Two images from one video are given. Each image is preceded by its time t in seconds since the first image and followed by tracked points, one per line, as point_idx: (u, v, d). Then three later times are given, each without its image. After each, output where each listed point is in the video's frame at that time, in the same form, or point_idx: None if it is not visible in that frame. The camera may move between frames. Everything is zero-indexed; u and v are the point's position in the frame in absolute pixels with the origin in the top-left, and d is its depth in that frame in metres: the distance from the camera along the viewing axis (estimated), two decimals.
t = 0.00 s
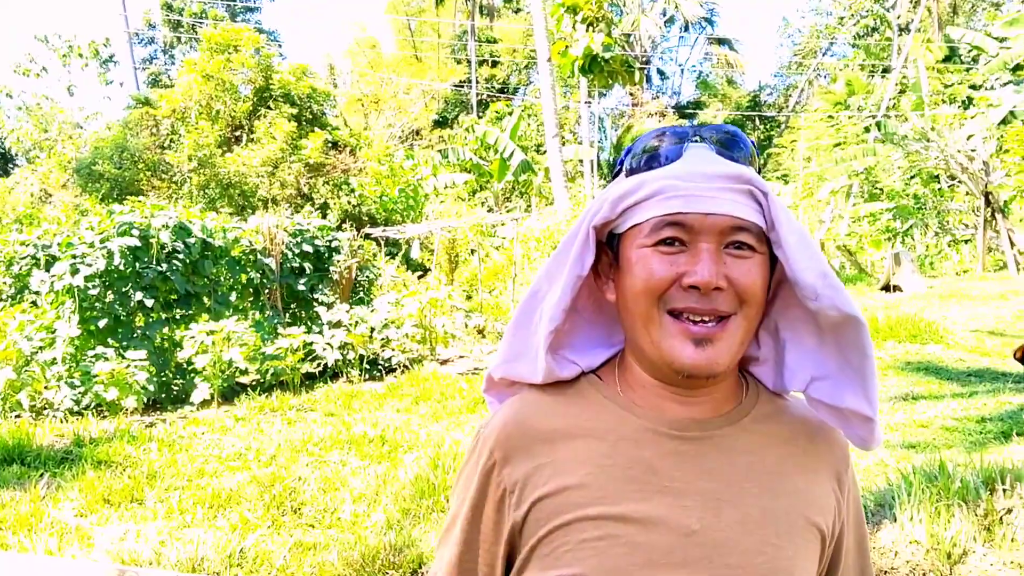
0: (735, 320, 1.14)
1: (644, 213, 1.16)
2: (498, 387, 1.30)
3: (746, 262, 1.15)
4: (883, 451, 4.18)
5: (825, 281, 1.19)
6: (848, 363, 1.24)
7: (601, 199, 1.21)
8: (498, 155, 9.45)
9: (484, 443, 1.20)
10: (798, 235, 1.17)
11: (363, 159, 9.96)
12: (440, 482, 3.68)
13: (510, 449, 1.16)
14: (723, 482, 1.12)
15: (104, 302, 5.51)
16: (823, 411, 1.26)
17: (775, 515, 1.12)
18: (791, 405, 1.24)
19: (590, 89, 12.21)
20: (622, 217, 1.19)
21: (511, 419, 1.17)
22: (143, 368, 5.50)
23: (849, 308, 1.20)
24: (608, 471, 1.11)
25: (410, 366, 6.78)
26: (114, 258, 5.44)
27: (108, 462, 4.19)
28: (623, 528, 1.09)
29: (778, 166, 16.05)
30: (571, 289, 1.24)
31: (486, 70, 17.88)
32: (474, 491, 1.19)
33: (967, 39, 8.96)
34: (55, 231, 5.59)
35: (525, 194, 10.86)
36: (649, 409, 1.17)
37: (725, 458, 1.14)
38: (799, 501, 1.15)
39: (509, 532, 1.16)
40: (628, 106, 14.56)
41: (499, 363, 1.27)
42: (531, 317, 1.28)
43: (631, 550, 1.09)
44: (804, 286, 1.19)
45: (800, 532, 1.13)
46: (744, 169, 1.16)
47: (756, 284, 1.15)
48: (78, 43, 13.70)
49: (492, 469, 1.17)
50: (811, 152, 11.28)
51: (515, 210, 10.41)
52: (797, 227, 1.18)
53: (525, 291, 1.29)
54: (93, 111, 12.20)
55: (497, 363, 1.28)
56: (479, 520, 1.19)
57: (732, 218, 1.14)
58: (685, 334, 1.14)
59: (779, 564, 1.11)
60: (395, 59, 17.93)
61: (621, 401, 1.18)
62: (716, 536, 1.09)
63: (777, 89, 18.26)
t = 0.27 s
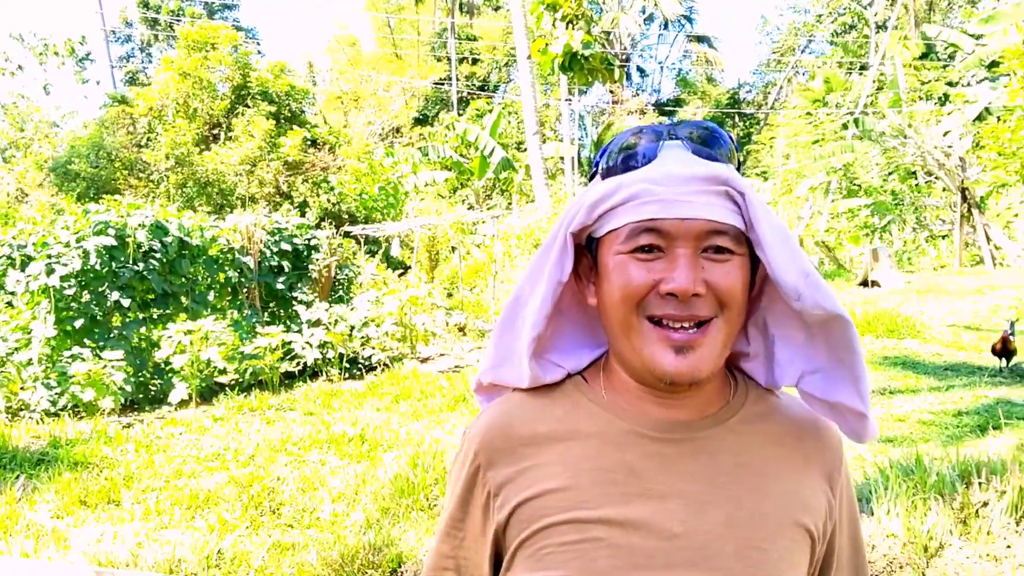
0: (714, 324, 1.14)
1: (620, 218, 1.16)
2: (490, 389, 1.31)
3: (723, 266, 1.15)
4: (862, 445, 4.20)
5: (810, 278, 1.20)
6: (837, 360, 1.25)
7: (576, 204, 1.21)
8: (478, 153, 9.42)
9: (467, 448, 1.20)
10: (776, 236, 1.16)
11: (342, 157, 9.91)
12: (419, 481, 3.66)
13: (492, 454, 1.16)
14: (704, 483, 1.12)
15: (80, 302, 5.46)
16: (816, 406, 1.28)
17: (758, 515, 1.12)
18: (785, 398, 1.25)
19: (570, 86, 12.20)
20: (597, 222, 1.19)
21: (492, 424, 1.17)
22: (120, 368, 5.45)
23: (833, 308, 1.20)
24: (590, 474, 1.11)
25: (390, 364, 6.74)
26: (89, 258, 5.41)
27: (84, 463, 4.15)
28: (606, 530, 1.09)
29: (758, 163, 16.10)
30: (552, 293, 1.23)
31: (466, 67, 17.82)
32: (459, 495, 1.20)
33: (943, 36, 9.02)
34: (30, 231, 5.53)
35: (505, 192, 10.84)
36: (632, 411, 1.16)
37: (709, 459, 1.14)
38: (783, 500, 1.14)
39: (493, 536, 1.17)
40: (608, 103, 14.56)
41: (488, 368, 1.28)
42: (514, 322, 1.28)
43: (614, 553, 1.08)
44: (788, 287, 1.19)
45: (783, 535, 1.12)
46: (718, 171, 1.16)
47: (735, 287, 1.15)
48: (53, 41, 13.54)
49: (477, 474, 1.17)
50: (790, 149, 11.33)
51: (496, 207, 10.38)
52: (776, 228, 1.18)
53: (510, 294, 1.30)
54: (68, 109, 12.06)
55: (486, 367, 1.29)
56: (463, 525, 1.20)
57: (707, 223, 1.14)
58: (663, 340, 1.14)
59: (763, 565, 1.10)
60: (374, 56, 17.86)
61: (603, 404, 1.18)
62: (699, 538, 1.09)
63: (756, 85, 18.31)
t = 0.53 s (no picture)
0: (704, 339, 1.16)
1: (618, 227, 1.16)
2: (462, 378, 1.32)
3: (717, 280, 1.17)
4: (841, 438, 4.23)
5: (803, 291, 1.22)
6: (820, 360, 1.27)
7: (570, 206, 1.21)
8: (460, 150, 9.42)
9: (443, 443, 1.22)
10: (775, 249, 1.18)
11: (324, 155, 9.88)
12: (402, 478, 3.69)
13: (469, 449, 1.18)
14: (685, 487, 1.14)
15: (60, 303, 5.44)
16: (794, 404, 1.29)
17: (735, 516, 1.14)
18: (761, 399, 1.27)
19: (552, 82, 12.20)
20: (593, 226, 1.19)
21: (470, 422, 1.19)
22: (101, 369, 5.43)
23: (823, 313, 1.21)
24: (570, 475, 1.13)
25: (374, 362, 6.73)
26: (69, 258, 5.39)
27: (66, 464, 4.14)
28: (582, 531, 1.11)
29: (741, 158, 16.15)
30: (537, 291, 1.24)
31: (449, 65, 17.76)
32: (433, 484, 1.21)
33: (920, 31, 9.11)
34: (10, 231, 5.49)
35: (489, 189, 10.84)
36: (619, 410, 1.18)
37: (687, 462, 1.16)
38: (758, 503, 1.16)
39: (467, 535, 1.19)
40: (590, 99, 14.56)
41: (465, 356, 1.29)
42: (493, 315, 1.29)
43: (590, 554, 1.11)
44: (787, 298, 1.21)
45: (764, 536, 1.15)
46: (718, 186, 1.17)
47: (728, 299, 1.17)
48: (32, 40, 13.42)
49: (452, 469, 1.19)
50: (771, 145, 11.37)
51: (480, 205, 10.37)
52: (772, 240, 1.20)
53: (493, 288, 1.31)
54: (48, 109, 11.96)
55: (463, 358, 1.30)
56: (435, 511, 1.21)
57: (708, 239, 1.15)
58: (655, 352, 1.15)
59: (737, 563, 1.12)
60: (357, 54, 17.81)
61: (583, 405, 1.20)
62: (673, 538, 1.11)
63: (738, 81, 18.36)
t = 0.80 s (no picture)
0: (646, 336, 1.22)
1: (559, 230, 1.20)
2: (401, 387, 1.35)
3: (657, 279, 1.22)
4: (824, 431, 4.28)
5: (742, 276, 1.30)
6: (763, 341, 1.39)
7: (505, 204, 1.23)
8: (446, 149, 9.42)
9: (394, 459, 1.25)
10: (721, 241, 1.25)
11: (309, 154, 9.86)
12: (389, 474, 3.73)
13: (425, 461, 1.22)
14: (648, 476, 1.21)
15: (46, 302, 5.43)
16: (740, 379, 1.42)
17: (699, 497, 1.21)
18: (706, 369, 1.38)
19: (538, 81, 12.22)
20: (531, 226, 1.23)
21: (421, 434, 1.23)
22: (88, 368, 5.42)
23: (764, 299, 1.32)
24: (532, 471, 1.19)
25: (361, 360, 6.72)
26: (54, 257, 5.39)
27: (52, 463, 4.14)
28: (557, 528, 1.17)
29: (727, 156, 16.18)
30: (480, 286, 1.26)
31: (435, 64, 17.70)
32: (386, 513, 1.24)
33: (904, 28, 9.18)
34: None
35: (476, 187, 10.87)
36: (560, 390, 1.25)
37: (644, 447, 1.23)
38: (716, 483, 1.24)
39: (434, 551, 1.22)
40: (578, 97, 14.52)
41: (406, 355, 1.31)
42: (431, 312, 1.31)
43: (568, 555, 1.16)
44: (740, 285, 1.29)
45: (727, 509, 1.23)
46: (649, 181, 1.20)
47: (672, 297, 1.23)
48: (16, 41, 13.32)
49: (408, 486, 1.22)
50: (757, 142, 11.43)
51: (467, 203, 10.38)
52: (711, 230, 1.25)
53: (435, 282, 1.32)
54: (32, 109, 11.88)
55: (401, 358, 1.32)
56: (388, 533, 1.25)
57: (646, 237, 1.19)
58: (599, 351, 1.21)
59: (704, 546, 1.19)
60: (343, 53, 17.79)
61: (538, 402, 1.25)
62: (643, 524, 1.17)
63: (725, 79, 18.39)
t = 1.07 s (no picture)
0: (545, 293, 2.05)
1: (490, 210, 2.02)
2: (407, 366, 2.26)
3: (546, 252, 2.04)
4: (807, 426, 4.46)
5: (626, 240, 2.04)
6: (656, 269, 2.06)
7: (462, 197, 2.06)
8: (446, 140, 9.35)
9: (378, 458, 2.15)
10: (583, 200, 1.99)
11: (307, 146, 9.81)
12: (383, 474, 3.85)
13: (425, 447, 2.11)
14: (578, 465, 2.05)
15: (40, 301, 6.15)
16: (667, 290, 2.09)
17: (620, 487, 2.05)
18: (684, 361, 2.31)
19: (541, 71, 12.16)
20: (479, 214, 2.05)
21: (497, 394, 2.15)
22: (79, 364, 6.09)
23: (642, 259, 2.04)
24: (497, 472, 2.04)
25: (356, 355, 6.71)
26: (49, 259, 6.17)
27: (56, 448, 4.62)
28: (518, 522, 2.02)
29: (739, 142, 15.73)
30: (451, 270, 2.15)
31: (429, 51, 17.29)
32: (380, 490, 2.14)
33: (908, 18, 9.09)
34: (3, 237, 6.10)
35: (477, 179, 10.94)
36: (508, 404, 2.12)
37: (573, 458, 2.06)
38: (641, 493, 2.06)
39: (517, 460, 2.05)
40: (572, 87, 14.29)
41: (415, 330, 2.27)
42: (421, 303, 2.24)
43: (537, 541, 2.01)
44: (628, 247, 2.03)
45: (694, 465, 2.12)
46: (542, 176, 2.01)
47: (547, 274, 2.04)
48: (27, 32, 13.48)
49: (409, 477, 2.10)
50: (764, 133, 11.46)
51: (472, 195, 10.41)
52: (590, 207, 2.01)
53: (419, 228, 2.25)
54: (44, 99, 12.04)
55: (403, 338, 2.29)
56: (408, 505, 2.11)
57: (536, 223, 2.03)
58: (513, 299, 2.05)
59: (678, 488, 2.09)
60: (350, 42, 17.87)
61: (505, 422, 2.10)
62: (579, 492, 2.03)
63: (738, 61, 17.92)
